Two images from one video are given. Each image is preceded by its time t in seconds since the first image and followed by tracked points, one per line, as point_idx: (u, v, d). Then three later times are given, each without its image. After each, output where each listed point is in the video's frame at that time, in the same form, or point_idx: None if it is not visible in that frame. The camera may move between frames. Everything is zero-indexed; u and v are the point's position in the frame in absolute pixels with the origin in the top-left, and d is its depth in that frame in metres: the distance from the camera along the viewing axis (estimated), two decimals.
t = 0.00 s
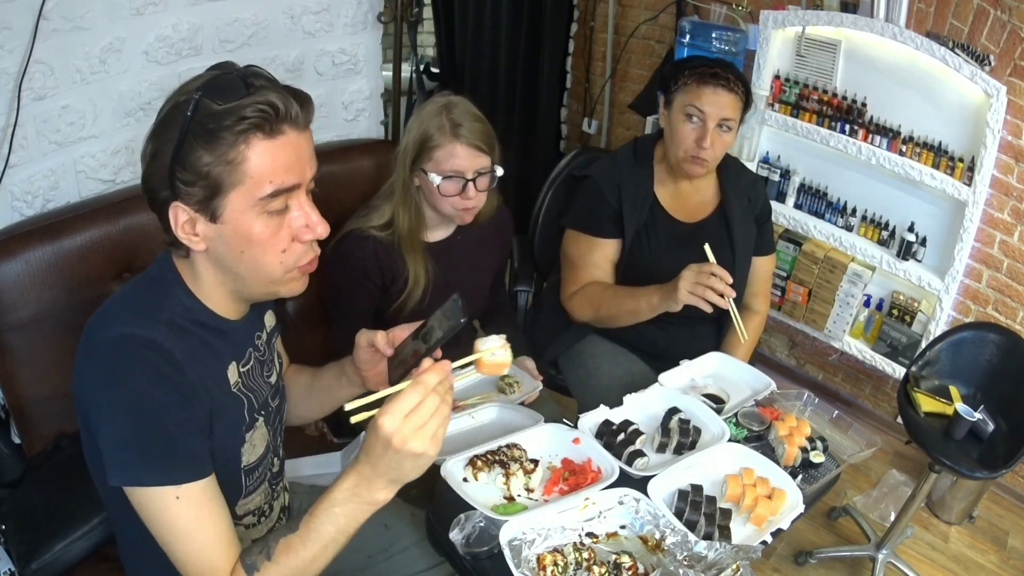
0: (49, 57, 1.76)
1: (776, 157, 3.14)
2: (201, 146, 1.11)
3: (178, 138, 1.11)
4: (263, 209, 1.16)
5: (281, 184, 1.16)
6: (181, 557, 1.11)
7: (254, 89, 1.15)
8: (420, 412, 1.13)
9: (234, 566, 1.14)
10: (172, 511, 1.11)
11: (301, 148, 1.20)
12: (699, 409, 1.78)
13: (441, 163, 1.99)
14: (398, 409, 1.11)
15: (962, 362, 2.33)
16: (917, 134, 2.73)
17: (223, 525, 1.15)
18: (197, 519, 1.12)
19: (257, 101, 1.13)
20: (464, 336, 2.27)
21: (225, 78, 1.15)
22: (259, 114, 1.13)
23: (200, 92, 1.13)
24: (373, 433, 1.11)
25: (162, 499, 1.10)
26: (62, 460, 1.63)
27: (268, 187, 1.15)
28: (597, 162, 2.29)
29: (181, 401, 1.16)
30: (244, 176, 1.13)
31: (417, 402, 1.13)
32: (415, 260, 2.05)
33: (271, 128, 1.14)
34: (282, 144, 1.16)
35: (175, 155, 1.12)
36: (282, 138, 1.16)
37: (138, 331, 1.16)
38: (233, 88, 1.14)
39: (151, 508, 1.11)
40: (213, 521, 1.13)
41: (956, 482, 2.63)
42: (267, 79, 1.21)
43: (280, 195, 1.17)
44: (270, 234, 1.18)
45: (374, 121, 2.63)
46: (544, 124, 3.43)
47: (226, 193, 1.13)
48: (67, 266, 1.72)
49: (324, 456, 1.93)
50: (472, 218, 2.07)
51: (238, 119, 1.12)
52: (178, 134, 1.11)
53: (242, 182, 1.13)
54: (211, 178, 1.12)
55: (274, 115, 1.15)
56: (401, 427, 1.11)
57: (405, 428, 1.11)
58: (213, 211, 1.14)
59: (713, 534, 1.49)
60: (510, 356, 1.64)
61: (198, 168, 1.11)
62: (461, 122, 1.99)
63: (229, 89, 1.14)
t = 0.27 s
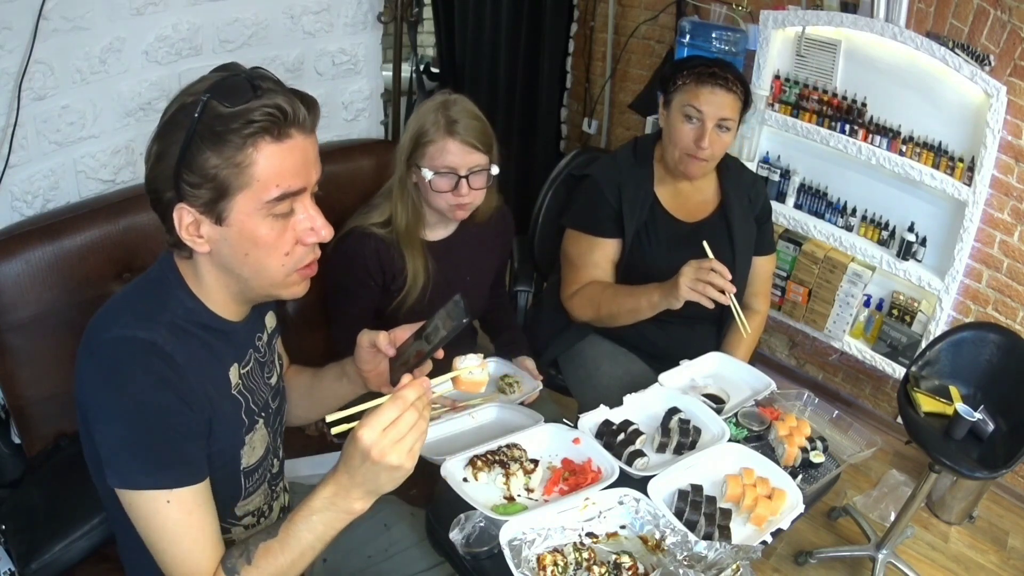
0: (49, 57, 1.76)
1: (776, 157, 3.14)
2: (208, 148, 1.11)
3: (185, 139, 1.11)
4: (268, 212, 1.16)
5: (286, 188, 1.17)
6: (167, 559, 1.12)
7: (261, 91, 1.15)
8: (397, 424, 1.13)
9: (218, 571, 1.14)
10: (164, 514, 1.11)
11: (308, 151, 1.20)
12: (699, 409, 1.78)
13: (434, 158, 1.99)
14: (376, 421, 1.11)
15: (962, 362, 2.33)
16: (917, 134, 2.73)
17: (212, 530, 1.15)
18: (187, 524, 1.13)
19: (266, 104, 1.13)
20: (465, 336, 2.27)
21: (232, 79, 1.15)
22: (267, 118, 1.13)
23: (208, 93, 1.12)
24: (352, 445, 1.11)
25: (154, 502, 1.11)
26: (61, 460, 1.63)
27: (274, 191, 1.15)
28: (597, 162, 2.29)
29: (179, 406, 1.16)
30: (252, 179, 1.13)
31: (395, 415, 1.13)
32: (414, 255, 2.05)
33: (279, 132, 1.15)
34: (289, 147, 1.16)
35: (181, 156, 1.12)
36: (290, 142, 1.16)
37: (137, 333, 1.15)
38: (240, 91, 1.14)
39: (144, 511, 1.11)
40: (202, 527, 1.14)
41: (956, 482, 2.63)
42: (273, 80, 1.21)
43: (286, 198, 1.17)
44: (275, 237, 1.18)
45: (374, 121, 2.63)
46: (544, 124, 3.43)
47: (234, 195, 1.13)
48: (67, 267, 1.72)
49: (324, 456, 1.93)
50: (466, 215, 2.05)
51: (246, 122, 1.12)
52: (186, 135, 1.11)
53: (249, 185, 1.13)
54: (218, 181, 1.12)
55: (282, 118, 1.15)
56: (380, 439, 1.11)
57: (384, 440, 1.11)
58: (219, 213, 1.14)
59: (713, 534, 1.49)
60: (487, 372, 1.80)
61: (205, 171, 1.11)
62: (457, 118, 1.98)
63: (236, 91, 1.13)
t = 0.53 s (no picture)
0: (49, 57, 1.76)
1: (776, 157, 3.14)
2: (213, 149, 1.11)
3: (190, 140, 1.11)
4: (272, 214, 1.16)
5: (290, 190, 1.17)
6: (160, 563, 1.12)
7: (266, 93, 1.15)
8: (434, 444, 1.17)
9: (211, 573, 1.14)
10: (161, 515, 1.11)
11: (312, 153, 1.20)
12: (699, 409, 1.78)
13: (428, 150, 2.00)
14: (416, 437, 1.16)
15: (962, 362, 2.33)
16: (917, 134, 2.73)
17: (206, 533, 1.15)
18: (183, 525, 1.13)
19: (271, 105, 1.13)
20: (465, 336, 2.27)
21: (238, 80, 1.15)
22: (272, 119, 1.13)
23: (214, 94, 1.12)
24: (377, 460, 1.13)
25: (150, 501, 1.11)
26: (61, 460, 1.63)
27: (278, 193, 1.15)
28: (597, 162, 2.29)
29: (180, 405, 1.16)
30: (256, 181, 1.13)
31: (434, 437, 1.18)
32: (412, 251, 2.05)
33: (284, 133, 1.15)
34: (293, 149, 1.16)
35: (185, 155, 1.12)
36: (294, 145, 1.16)
37: (138, 331, 1.15)
38: (246, 93, 1.14)
39: (141, 510, 1.11)
40: (197, 529, 1.14)
41: (956, 482, 2.63)
42: (278, 82, 1.21)
43: (289, 200, 1.18)
44: (277, 238, 1.18)
45: (374, 121, 2.63)
46: (544, 124, 3.43)
47: (237, 195, 1.13)
48: (67, 266, 1.72)
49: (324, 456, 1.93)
50: (458, 212, 2.03)
51: (251, 124, 1.12)
52: (190, 136, 1.11)
53: (254, 186, 1.13)
54: (222, 182, 1.11)
55: (287, 120, 1.15)
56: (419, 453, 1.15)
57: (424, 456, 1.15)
58: (222, 214, 1.14)
59: (713, 534, 1.49)
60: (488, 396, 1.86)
61: (209, 171, 1.11)
62: (455, 113, 1.98)
63: (241, 93, 1.14)
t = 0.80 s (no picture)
0: (49, 57, 1.76)
1: (776, 157, 3.14)
2: (211, 147, 1.11)
3: (188, 137, 1.11)
4: (269, 212, 1.16)
5: (287, 189, 1.17)
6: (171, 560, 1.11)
7: (264, 92, 1.15)
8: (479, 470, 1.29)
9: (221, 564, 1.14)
10: (165, 509, 1.11)
11: (309, 153, 1.20)
12: (698, 409, 1.78)
13: (426, 149, 2.00)
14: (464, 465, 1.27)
15: (962, 362, 2.33)
16: (917, 134, 2.73)
17: (216, 526, 1.15)
18: (190, 518, 1.12)
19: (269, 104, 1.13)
20: (465, 336, 2.27)
21: (236, 79, 1.15)
22: (271, 119, 1.13)
23: (213, 92, 1.12)
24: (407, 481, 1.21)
25: (155, 494, 1.11)
26: (61, 459, 1.63)
27: (275, 192, 1.16)
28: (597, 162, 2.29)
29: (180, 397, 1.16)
30: (254, 179, 1.13)
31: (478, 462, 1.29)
32: (412, 251, 2.05)
33: (282, 132, 1.15)
34: (291, 148, 1.16)
35: (182, 152, 1.11)
36: (292, 144, 1.16)
37: (138, 325, 1.16)
38: (244, 92, 1.14)
39: (144, 505, 1.11)
40: (206, 522, 1.13)
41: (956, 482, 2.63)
42: (277, 80, 1.21)
43: (287, 199, 1.18)
44: (274, 236, 1.18)
45: (374, 121, 2.63)
46: (544, 125, 3.43)
47: (234, 194, 1.13)
48: (67, 266, 1.72)
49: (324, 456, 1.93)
50: (455, 212, 2.03)
51: (250, 122, 1.12)
52: (188, 134, 1.11)
53: (251, 185, 1.13)
54: (220, 180, 1.12)
55: (285, 120, 1.15)
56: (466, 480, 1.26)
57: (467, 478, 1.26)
58: (219, 212, 1.14)
59: (713, 534, 1.49)
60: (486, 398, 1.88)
61: (207, 169, 1.11)
62: (455, 113, 1.98)
63: (240, 91, 1.14)
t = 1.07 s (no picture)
0: (49, 57, 1.76)
1: (776, 157, 3.14)
2: (214, 147, 1.11)
3: (190, 137, 1.11)
4: (271, 213, 1.17)
5: (288, 190, 1.17)
6: (178, 558, 1.11)
7: (267, 93, 1.15)
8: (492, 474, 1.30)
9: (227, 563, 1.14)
10: (171, 507, 1.11)
11: (311, 153, 1.20)
12: (698, 409, 1.78)
13: (428, 153, 2.00)
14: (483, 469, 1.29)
15: (962, 362, 2.33)
16: (917, 134, 2.73)
17: (222, 523, 1.15)
18: (195, 516, 1.12)
19: (271, 104, 1.13)
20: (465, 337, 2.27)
21: (238, 79, 1.15)
22: (273, 119, 1.13)
23: (215, 92, 1.12)
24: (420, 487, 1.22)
25: (161, 493, 1.10)
26: (61, 459, 1.63)
27: (277, 193, 1.16)
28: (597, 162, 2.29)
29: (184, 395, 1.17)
30: (256, 180, 1.14)
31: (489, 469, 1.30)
32: (413, 253, 2.05)
33: (284, 132, 1.15)
34: (293, 148, 1.16)
35: (185, 153, 1.12)
36: (295, 144, 1.16)
37: (139, 325, 1.16)
38: (247, 92, 1.14)
39: (149, 504, 1.11)
40: (211, 520, 1.13)
41: (956, 482, 2.63)
42: (279, 81, 1.21)
43: (288, 200, 1.18)
44: (276, 237, 1.18)
45: (374, 121, 2.63)
46: (544, 125, 3.43)
47: (236, 195, 1.13)
48: (67, 266, 1.72)
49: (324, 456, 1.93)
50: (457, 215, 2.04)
51: (252, 123, 1.12)
52: (191, 135, 1.11)
53: (253, 185, 1.14)
54: (222, 180, 1.12)
55: (288, 120, 1.15)
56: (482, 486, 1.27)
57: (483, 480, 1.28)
58: (221, 212, 1.14)
59: (713, 534, 1.49)
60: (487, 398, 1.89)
61: (209, 169, 1.11)
62: (455, 114, 1.98)
63: (243, 92, 1.14)
